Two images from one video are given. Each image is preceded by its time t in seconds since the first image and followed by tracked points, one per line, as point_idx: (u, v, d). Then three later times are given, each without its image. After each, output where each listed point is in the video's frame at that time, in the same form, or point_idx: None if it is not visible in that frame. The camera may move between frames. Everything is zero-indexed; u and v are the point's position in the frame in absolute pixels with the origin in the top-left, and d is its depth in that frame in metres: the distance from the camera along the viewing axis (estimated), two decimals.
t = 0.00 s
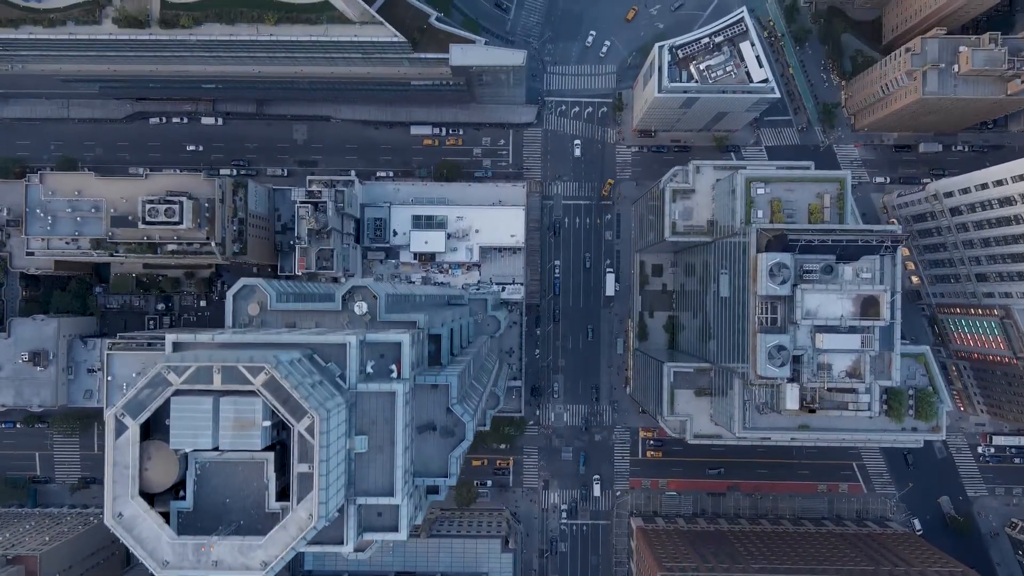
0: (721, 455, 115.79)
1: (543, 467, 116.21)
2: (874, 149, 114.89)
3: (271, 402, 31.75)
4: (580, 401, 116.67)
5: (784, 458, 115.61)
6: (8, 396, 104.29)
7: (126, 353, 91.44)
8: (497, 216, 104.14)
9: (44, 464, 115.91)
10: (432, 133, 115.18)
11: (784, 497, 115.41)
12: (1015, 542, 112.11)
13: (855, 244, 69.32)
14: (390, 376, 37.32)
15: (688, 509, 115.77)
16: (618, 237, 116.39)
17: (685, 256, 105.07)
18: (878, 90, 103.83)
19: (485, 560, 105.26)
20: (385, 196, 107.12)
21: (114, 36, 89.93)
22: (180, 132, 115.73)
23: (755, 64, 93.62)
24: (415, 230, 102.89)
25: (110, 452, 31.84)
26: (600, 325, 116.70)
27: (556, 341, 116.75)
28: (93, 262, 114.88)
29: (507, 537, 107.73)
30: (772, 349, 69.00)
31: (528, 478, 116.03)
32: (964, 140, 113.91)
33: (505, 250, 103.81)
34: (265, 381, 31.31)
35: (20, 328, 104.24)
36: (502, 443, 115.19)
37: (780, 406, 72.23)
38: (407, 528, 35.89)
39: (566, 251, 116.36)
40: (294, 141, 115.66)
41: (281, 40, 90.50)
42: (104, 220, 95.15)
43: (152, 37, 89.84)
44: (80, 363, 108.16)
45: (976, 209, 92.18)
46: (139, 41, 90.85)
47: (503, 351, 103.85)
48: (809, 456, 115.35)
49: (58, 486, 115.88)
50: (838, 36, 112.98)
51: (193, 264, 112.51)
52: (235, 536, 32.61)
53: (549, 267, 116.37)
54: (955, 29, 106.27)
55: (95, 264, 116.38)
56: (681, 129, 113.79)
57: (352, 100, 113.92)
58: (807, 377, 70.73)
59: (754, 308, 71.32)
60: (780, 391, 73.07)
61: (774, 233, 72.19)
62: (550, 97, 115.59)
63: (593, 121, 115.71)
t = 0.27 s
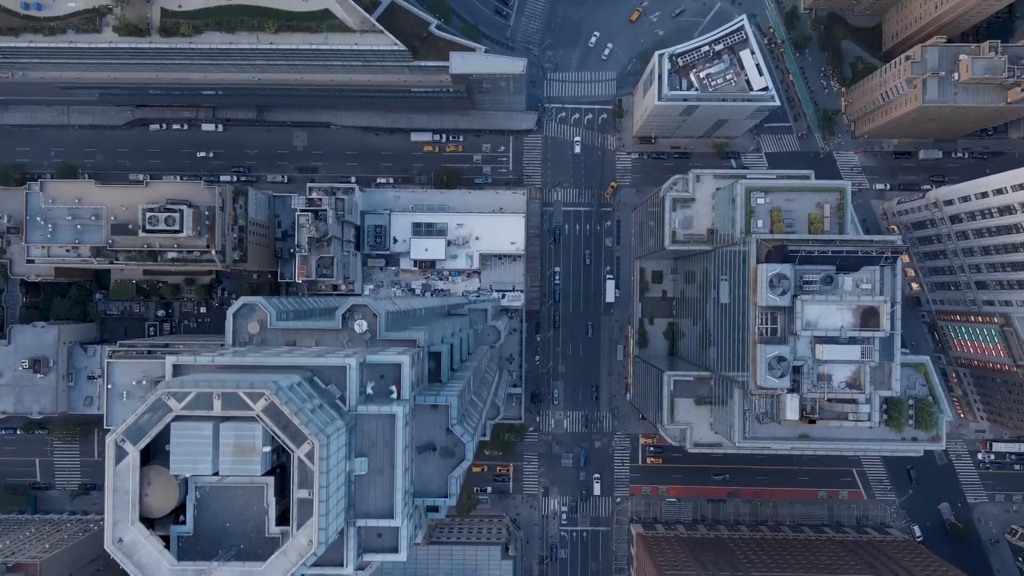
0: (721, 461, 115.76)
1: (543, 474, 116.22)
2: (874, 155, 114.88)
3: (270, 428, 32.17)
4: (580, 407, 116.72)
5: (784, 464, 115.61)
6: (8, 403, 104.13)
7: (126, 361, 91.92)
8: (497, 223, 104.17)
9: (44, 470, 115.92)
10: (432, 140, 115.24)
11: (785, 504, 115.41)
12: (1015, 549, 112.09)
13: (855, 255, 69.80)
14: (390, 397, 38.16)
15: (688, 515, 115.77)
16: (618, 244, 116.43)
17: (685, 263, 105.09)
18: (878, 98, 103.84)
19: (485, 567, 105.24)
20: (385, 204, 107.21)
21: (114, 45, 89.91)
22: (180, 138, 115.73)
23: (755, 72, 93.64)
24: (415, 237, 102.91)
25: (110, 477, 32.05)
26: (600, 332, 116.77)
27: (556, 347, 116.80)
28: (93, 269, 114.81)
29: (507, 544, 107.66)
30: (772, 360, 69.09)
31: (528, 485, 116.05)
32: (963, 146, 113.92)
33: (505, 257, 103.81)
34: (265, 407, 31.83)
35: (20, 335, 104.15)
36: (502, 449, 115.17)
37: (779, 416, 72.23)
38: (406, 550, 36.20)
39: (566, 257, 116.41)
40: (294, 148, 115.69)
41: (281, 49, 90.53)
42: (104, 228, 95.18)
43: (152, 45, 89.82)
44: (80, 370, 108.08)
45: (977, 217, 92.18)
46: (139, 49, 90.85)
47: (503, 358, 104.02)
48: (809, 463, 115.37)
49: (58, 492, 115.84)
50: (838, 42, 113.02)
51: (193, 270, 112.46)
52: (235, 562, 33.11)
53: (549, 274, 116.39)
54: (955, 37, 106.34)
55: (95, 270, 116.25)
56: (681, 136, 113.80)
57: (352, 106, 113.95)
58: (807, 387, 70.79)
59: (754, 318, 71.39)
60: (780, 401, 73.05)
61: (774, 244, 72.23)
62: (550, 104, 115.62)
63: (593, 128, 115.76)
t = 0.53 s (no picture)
0: (721, 467, 115.70)
1: (543, 480, 116.20)
2: (874, 161, 114.84)
3: (270, 451, 32.17)
4: (580, 413, 116.69)
5: (784, 470, 115.57)
6: (9, 410, 104.06)
7: (126, 368, 92.78)
8: (497, 230, 104.14)
9: (44, 476, 115.94)
10: (432, 146, 115.21)
11: (785, 510, 115.35)
12: (1015, 555, 112.06)
13: (855, 265, 69.31)
14: (390, 416, 38.35)
15: (688, 521, 115.72)
16: (618, 250, 116.41)
17: (685, 270, 105.07)
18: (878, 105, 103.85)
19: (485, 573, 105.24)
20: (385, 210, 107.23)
21: (114, 52, 89.87)
22: (180, 144, 115.70)
23: (754, 80, 93.58)
24: (415, 243, 102.93)
25: (110, 501, 32.08)
26: (599, 338, 116.72)
27: (556, 353, 116.79)
28: (93, 275, 114.88)
29: (507, 550, 107.61)
30: (772, 370, 69.05)
31: (528, 491, 116.02)
32: (964, 152, 113.86)
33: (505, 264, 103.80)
34: (265, 430, 32.01)
35: (20, 341, 104.11)
36: (502, 455, 115.11)
37: (779, 425, 72.16)
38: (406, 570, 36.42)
39: (566, 263, 116.35)
40: (294, 154, 115.67)
41: (281, 56, 90.57)
42: (104, 235, 95.22)
43: (152, 53, 89.81)
44: (80, 376, 108.03)
45: (977, 224, 92.16)
46: (139, 56, 90.84)
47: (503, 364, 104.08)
48: (809, 469, 115.34)
49: (58, 498, 115.83)
50: (838, 48, 112.99)
51: (193, 276, 112.45)
52: None
53: (549, 280, 116.35)
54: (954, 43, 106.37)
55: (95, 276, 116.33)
56: (681, 142, 113.77)
57: (352, 112, 113.96)
58: (807, 397, 70.77)
59: (754, 328, 71.39)
60: (780, 410, 73.02)
61: (773, 253, 72.18)
62: (550, 110, 115.63)
63: (593, 133, 115.75)
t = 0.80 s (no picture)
0: (721, 473, 115.63)
1: (542, 485, 116.14)
2: (874, 167, 114.78)
3: (269, 474, 32.20)
4: (580, 418, 116.67)
5: (784, 476, 115.55)
6: (8, 415, 103.96)
7: (125, 375, 92.93)
8: (496, 236, 104.11)
9: (44, 481, 115.93)
10: (432, 151, 115.13)
11: (785, 515, 115.31)
12: (1016, 561, 112.00)
13: (855, 274, 69.08)
14: (390, 434, 38.49)
15: (688, 527, 115.67)
16: (618, 255, 116.36)
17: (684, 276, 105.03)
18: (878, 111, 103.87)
19: None
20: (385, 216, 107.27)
21: (114, 59, 89.83)
22: (180, 149, 115.62)
23: (755, 86, 93.53)
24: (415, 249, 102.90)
25: (109, 523, 32.14)
26: (599, 343, 116.67)
27: (556, 359, 116.76)
28: (93, 280, 114.83)
29: (507, 556, 107.55)
30: (772, 379, 68.94)
31: (528, 496, 115.97)
32: (964, 158, 113.82)
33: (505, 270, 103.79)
34: (265, 453, 32.00)
35: (20, 347, 104.02)
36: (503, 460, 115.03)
37: (780, 434, 72.05)
38: None
39: (566, 269, 116.28)
40: (294, 159, 115.61)
41: (281, 63, 90.56)
42: (104, 241, 95.23)
43: (152, 59, 89.77)
44: (80, 382, 107.99)
45: (977, 231, 92.11)
46: (139, 63, 90.80)
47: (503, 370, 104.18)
48: (809, 474, 115.29)
49: (58, 503, 115.80)
50: (839, 54, 112.93)
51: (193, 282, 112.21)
52: None
53: (549, 285, 116.27)
54: (955, 49, 106.32)
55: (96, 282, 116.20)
56: (681, 147, 113.71)
57: (352, 118, 113.94)
58: (807, 406, 70.73)
59: (754, 336, 71.32)
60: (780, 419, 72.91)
61: (773, 262, 72.09)
62: (550, 115, 115.59)
63: (593, 139, 115.71)
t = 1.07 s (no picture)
0: (721, 478, 115.57)
1: (542, 491, 116.12)
2: (874, 172, 114.72)
3: (269, 496, 32.19)
4: (580, 423, 116.63)
5: (784, 482, 115.52)
6: (9, 421, 103.92)
7: (125, 383, 92.92)
8: (496, 242, 104.02)
9: (45, 487, 116.00)
10: (432, 157, 115.06)
11: (785, 521, 115.26)
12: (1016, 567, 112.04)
13: (855, 283, 68.84)
14: (389, 452, 38.69)
15: (688, 532, 115.62)
16: (618, 260, 116.31)
17: (684, 282, 105.02)
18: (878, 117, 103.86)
19: None
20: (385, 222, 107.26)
21: (114, 66, 89.77)
22: (180, 154, 115.58)
23: (755, 93, 93.45)
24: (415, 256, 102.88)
25: (108, 545, 32.29)
26: (599, 349, 116.62)
27: (556, 364, 116.76)
28: (93, 286, 114.79)
29: (506, 562, 107.54)
30: (771, 389, 68.85)
31: (528, 502, 115.95)
32: (964, 163, 113.78)
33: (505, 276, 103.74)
34: (264, 476, 31.95)
35: (20, 353, 104.01)
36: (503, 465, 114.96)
37: (780, 443, 71.98)
38: None
39: (566, 275, 116.25)
40: (293, 164, 115.60)
41: (281, 70, 90.52)
42: (104, 248, 95.26)
43: (152, 67, 89.72)
44: (80, 388, 107.99)
45: (977, 238, 92.13)
46: (139, 70, 90.75)
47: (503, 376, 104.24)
48: (809, 480, 115.27)
49: (58, 508, 115.89)
50: (839, 60, 112.84)
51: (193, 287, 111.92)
52: None
53: (549, 291, 116.25)
54: (955, 55, 106.25)
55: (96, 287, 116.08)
56: (681, 153, 113.68)
57: (352, 123, 113.91)
58: (806, 415, 70.77)
59: (754, 346, 71.33)
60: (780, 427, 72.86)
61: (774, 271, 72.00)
62: (550, 121, 115.58)
63: (593, 144, 115.63)
